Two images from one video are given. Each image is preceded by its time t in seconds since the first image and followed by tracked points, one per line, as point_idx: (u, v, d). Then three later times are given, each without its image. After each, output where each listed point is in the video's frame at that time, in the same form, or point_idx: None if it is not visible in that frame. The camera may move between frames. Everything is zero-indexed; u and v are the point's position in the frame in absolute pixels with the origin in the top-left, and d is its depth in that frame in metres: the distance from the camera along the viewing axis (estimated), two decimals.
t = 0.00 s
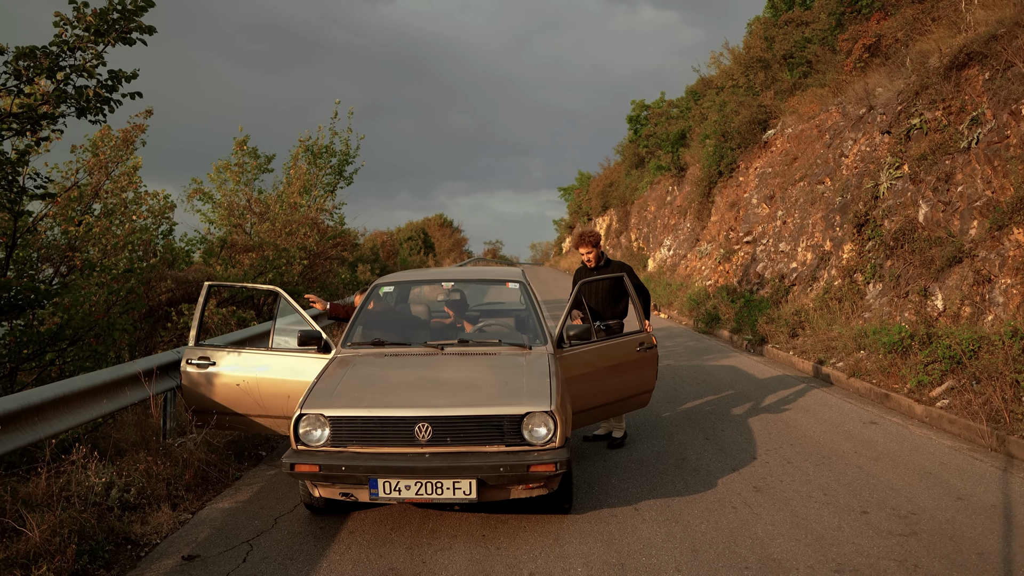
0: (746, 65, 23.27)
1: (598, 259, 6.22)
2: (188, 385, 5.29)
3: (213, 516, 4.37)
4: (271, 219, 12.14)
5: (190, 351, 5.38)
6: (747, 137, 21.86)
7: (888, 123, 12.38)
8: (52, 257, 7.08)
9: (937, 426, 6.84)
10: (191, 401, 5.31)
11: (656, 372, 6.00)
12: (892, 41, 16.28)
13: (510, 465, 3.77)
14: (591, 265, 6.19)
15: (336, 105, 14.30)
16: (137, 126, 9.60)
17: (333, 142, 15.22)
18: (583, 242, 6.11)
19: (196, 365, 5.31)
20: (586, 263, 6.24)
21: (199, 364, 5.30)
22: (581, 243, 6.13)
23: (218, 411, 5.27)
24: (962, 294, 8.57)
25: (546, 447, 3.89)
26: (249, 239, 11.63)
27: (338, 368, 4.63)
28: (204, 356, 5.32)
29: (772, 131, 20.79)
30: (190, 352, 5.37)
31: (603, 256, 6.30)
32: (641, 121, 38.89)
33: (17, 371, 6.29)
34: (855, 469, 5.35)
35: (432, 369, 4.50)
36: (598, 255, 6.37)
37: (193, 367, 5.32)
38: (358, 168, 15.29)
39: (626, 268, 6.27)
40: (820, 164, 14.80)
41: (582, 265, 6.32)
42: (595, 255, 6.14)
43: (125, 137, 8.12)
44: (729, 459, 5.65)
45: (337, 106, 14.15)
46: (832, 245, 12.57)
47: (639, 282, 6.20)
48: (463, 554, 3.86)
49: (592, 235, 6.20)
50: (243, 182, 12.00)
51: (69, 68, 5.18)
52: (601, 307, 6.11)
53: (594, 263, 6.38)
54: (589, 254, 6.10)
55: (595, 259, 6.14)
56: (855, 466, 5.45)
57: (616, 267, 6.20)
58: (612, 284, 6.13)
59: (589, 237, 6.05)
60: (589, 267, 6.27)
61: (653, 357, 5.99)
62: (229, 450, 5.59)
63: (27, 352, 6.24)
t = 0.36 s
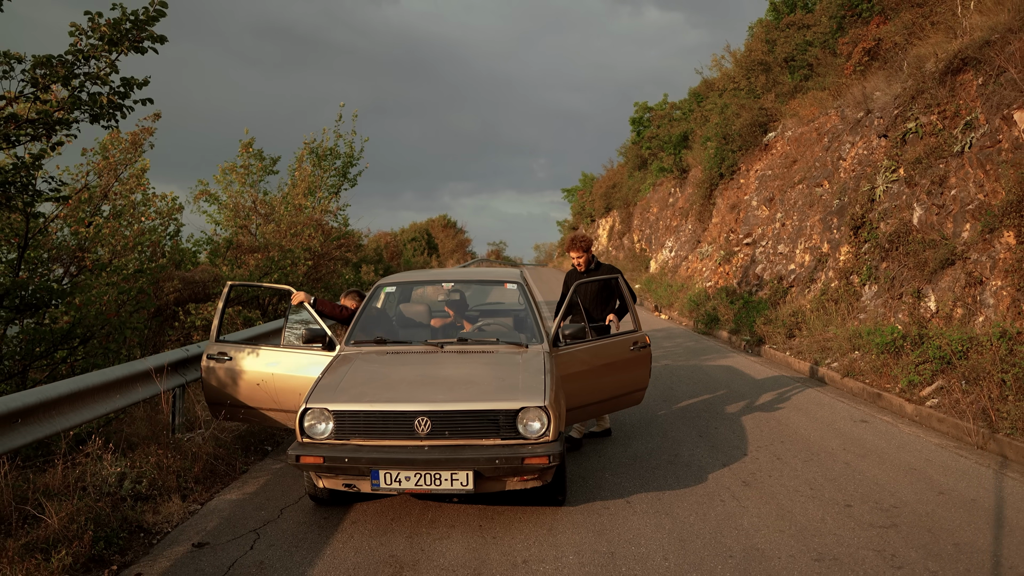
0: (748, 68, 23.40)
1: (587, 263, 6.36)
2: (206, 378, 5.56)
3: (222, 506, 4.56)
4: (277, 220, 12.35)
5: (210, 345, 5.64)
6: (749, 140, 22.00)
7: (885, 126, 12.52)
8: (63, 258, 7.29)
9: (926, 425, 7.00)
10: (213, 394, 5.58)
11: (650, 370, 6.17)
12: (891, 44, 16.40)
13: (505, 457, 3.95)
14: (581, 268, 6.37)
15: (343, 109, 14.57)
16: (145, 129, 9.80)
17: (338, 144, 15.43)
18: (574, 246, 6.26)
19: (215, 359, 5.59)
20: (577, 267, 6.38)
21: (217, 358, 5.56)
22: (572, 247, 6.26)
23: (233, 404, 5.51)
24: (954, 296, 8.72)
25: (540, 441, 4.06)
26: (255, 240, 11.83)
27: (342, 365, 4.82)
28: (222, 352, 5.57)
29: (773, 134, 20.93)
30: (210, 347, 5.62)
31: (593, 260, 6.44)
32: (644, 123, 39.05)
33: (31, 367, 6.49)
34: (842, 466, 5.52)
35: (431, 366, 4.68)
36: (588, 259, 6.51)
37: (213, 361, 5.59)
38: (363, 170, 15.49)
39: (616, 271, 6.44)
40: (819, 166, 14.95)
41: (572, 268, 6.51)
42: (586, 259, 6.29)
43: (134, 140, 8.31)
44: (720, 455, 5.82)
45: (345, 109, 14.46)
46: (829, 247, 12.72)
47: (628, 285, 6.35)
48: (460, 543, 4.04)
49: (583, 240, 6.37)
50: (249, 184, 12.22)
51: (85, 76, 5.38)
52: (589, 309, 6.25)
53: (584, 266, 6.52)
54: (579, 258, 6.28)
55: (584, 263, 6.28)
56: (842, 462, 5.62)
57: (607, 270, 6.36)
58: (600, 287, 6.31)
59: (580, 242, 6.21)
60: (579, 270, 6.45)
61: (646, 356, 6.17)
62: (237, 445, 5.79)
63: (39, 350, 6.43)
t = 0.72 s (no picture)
0: (748, 68, 23.51)
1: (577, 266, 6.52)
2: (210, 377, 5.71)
3: (228, 499, 4.74)
4: (281, 221, 12.53)
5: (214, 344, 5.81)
6: (749, 140, 22.12)
7: (882, 127, 12.64)
8: (70, 258, 7.48)
9: (917, 421, 7.14)
10: (216, 392, 5.73)
11: (644, 368, 6.33)
12: (889, 44, 16.50)
13: (499, 451, 4.11)
14: (570, 271, 6.52)
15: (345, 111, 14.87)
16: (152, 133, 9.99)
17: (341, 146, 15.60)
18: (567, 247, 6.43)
19: (220, 358, 5.74)
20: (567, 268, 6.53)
21: (221, 357, 5.72)
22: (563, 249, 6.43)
23: (237, 401, 5.66)
24: (947, 294, 8.85)
25: (533, 435, 4.23)
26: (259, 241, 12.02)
27: (344, 362, 4.99)
28: (226, 351, 5.72)
29: (773, 134, 21.04)
30: (214, 347, 5.78)
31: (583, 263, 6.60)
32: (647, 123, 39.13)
33: (42, 366, 6.66)
34: (830, 460, 5.67)
35: (429, 364, 4.85)
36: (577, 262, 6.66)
37: (217, 360, 5.74)
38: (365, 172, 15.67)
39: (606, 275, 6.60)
40: (817, 166, 15.08)
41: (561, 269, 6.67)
42: (577, 261, 6.44)
43: (141, 144, 8.49)
44: (712, 450, 5.98)
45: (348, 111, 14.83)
46: (826, 246, 12.85)
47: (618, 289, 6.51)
48: (456, 533, 4.20)
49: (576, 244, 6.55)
50: (253, 186, 12.41)
51: (94, 84, 5.56)
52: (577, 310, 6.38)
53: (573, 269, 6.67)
54: (569, 261, 6.44)
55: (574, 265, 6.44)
56: (831, 456, 5.77)
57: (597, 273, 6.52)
58: (589, 290, 6.46)
59: (572, 245, 6.39)
60: (567, 273, 6.60)
61: (640, 354, 6.32)
62: (242, 441, 5.96)
63: (50, 349, 6.61)
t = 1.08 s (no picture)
0: (751, 69, 23.61)
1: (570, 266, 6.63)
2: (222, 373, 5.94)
3: (234, 492, 4.93)
4: (286, 223, 12.73)
5: (227, 342, 6.03)
6: (751, 141, 22.22)
7: (880, 128, 12.76)
8: (80, 259, 7.68)
9: (908, 418, 7.28)
10: (230, 387, 5.95)
11: (639, 366, 6.49)
12: (889, 45, 16.61)
13: (493, 445, 4.28)
14: (563, 271, 6.66)
15: (349, 109, 15.41)
16: (159, 136, 10.19)
17: (346, 148, 15.81)
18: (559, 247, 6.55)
19: (232, 355, 5.97)
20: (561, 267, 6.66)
21: (234, 354, 5.94)
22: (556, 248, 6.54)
23: (246, 396, 5.87)
24: (941, 294, 8.97)
25: (526, 429, 4.39)
26: (265, 242, 12.23)
27: (346, 359, 5.18)
28: (239, 348, 5.95)
29: (775, 134, 21.15)
30: (227, 344, 6.01)
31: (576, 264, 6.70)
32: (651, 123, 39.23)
33: (54, 364, 6.87)
34: (819, 455, 5.82)
35: (428, 361, 5.03)
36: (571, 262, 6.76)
37: (230, 357, 5.97)
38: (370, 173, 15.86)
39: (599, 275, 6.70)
40: (817, 167, 15.20)
41: (553, 267, 6.80)
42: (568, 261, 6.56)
43: (148, 147, 8.68)
44: (704, 446, 6.14)
45: (351, 109, 15.40)
46: (825, 247, 12.98)
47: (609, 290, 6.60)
48: (453, 524, 4.37)
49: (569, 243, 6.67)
50: (259, 188, 12.61)
51: (104, 91, 5.75)
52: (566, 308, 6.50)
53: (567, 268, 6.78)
54: (562, 261, 6.57)
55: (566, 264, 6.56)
56: (820, 452, 5.91)
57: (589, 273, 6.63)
58: (581, 289, 6.58)
59: (565, 244, 6.51)
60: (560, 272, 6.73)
61: (635, 352, 6.48)
62: (248, 437, 6.15)
63: (61, 348, 6.81)
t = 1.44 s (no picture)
0: (763, 70, 23.64)
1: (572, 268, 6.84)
2: (251, 369, 6.23)
3: (251, 484, 5.14)
4: (301, 224, 12.99)
5: (255, 339, 6.31)
6: (763, 141, 22.27)
7: (890, 129, 12.82)
8: (102, 260, 7.95)
9: (911, 416, 7.38)
10: (259, 383, 6.22)
11: (645, 365, 6.63)
12: (901, 46, 16.63)
13: (499, 439, 4.45)
14: (567, 271, 6.87)
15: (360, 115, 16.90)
16: (178, 140, 10.46)
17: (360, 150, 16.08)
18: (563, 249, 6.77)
19: (258, 350, 6.26)
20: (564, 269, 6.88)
21: (261, 350, 6.22)
22: (561, 250, 6.76)
23: (273, 391, 6.14)
24: (947, 294, 9.05)
25: (531, 425, 4.56)
26: (281, 243, 12.49)
27: (359, 356, 5.38)
28: (265, 344, 6.23)
29: (787, 135, 21.19)
30: (256, 340, 6.30)
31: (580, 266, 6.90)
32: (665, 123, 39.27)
33: (78, 362, 7.13)
34: (820, 452, 5.94)
35: (437, 359, 5.21)
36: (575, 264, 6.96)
37: (257, 352, 6.26)
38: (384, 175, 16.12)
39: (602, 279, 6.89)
40: (828, 167, 15.26)
41: (558, 269, 7.02)
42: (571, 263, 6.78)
43: (167, 151, 8.94)
44: (707, 443, 6.28)
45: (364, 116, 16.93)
46: (835, 247, 13.05)
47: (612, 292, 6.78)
48: (460, 515, 4.55)
49: (573, 245, 6.90)
50: (275, 190, 12.88)
51: (127, 99, 5.99)
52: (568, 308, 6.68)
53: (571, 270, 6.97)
54: (566, 262, 6.79)
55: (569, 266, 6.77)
56: (820, 449, 6.04)
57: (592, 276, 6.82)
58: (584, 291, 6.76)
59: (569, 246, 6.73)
60: (564, 273, 6.93)
61: (641, 351, 6.63)
62: (265, 432, 6.36)
63: (85, 346, 7.06)
